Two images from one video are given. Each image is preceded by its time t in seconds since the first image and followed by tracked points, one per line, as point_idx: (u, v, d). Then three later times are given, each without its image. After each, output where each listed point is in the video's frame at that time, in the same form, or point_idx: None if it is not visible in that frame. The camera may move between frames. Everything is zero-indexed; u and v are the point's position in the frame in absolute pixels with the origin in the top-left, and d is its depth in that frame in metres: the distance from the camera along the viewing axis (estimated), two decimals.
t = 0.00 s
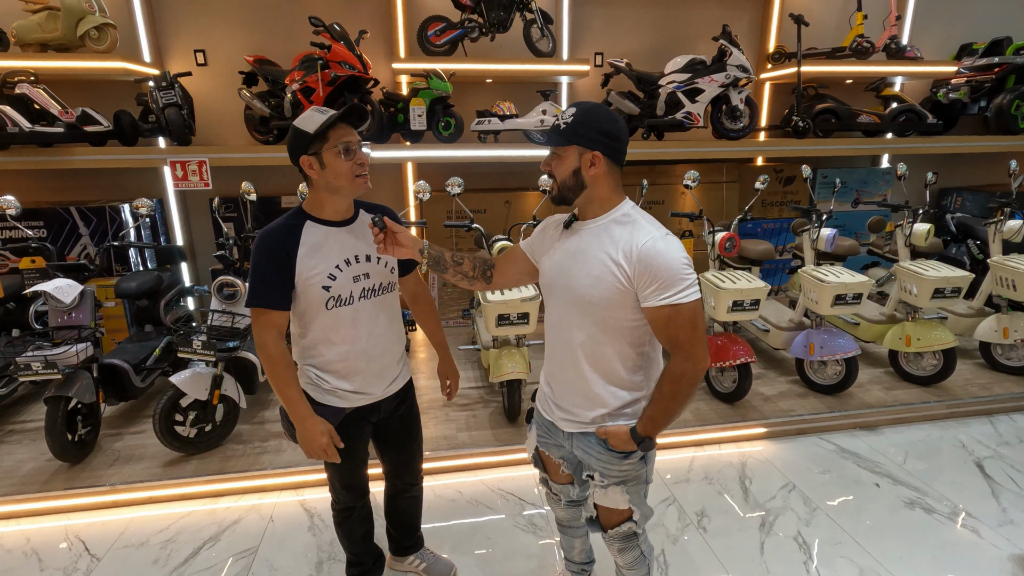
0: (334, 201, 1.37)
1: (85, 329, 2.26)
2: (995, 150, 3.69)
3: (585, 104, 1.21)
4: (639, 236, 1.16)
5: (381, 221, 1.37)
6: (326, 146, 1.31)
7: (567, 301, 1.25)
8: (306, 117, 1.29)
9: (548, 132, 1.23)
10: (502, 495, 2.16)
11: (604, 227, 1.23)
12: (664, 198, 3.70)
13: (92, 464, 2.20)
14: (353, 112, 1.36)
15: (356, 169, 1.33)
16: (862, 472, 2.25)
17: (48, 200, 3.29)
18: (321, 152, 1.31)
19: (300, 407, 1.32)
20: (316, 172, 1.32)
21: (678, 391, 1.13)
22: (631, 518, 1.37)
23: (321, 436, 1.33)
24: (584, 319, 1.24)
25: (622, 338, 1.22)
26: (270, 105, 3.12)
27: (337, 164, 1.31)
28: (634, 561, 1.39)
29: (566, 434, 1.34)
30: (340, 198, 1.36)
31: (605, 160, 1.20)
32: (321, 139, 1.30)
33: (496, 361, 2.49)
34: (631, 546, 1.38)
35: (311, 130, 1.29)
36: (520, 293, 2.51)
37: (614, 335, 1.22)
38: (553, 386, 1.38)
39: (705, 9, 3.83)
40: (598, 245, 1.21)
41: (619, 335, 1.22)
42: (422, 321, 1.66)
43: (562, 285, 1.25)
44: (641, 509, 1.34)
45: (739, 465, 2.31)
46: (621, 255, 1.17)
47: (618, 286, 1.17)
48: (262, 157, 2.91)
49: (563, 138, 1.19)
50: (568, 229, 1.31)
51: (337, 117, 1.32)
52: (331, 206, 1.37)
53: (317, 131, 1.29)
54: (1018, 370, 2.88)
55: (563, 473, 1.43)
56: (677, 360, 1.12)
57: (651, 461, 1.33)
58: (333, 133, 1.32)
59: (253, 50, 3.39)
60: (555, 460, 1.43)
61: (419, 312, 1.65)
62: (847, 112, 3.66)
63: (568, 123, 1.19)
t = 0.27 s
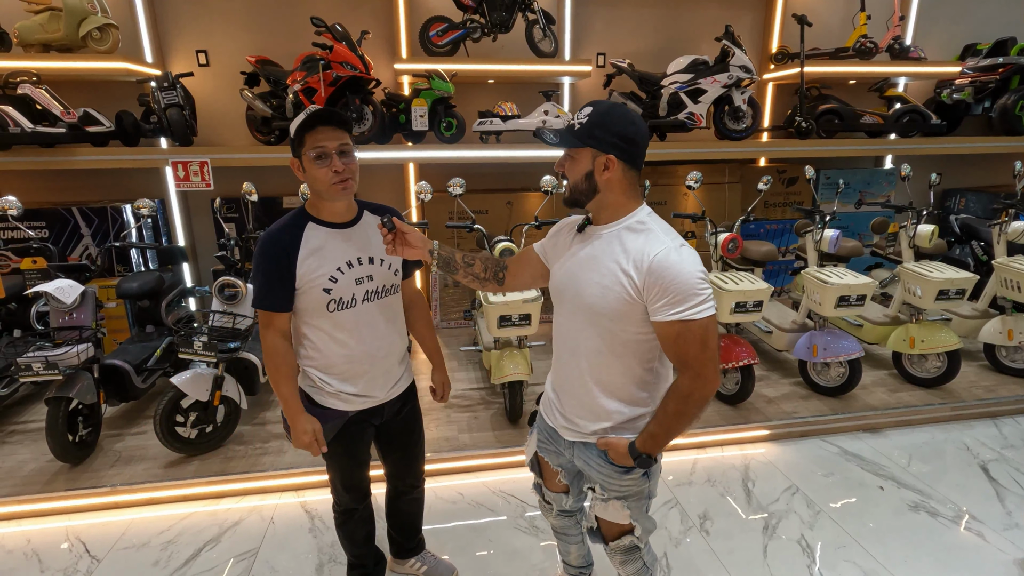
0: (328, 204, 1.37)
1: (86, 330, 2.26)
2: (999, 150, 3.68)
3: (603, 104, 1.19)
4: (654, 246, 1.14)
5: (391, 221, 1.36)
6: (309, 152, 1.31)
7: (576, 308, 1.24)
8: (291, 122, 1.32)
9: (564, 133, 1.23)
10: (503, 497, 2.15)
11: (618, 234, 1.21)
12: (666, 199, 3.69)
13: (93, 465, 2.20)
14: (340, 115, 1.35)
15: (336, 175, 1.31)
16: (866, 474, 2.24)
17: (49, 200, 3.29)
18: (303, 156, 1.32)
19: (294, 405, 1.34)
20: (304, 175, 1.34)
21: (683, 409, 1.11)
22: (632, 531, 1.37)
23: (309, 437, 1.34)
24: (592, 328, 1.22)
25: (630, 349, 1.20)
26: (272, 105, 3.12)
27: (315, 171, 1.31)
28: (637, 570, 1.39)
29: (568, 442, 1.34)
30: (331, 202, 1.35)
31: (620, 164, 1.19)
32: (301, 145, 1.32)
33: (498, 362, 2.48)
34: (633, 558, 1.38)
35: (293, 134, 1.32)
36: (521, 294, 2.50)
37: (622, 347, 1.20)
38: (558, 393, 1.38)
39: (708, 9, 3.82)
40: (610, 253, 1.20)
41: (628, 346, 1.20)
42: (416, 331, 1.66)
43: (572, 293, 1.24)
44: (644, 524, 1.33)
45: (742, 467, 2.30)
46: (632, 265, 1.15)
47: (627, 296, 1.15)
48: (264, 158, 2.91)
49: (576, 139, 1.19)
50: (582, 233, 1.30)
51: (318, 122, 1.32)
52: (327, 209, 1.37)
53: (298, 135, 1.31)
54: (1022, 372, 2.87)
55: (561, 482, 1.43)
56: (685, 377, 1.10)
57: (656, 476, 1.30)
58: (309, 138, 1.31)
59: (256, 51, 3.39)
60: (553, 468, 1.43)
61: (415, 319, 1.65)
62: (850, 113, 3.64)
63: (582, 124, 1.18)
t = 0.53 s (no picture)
0: (328, 206, 1.36)
1: (86, 331, 2.26)
2: (1000, 150, 3.68)
3: (602, 105, 1.19)
4: (650, 247, 1.14)
5: (387, 223, 1.34)
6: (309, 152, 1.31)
7: (573, 308, 1.24)
8: (289, 123, 1.31)
9: (563, 133, 1.22)
10: (503, 498, 2.15)
11: (615, 234, 1.21)
12: (667, 199, 3.69)
13: (93, 466, 2.20)
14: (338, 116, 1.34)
15: (337, 177, 1.31)
16: (867, 475, 2.24)
17: (50, 200, 3.29)
18: (303, 158, 1.32)
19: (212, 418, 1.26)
20: (303, 177, 1.34)
21: (677, 409, 1.11)
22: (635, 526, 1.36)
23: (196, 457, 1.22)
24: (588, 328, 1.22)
25: (626, 349, 1.20)
26: (272, 106, 3.12)
27: (315, 173, 1.30)
28: (641, 566, 1.38)
29: (566, 442, 1.34)
30: (331, 203, 1.35)
31: (619, 164, 1.18)
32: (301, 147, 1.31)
33: (499, 363, 2.48)
34: (637, 552, 1.37)
35: (292, 136, 1.30)
36: (521, 294, 2.50)
37: (619, 346, 1.20)
38: (555, 392, 1.37)
39: (709, 9, 3.81)
40: (607, 253, 1.19)
41: (624, 346, 1.20)
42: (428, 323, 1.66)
43: (568, 293, 1.24)
44: (645, 519, 1.32)
45: (743, 468, 2.30)
46: (629, 264, 1.15)
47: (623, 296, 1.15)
48: (264, 158, 2.90)
49: (575, 140, 1.19)
50: (579, 233, 1.30)
51: (318, 123, 1.31)
52: (327, 210, 1.37)
53: (297, 137, 1.30)
54: None
55: (563, 480, 1.41)
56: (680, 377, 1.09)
57: (653, 472, 1.30)
58: (309, 140, 1.31)
59: (256, 51, 3.39)
60: (554, 466, 1.42)
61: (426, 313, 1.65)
62: (851, 113, 3.64)
63: (581, 125, 1.18)
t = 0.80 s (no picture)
0: (332, 204, 1.36)
1: (86, 331, 2.26)
2: (1001, 151, 3.67)
3: (599, 105, 1.19)
4: (649, 245, 1.14)
5: (387, 223, 1.33)
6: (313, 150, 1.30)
7: (573, 308, 1.24)
8: (286, 126, 1.29)
9: (560, 135, 1.22)
10: (504, 498, 2.15)
11: (614, 233, 1.21)
12: (667, 199, 3.68)
13: (93, 466, 2.19)
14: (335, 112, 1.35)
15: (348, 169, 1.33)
16: (868, 476, 2.23)
17: (49, 200, 3.28)
18: (306, 159, 1.31)
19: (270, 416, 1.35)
20: (308, 178, 1.33)
21: (679, 405, 1.10)
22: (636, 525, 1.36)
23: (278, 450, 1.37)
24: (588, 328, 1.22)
25: (626, 347, 1.20)
26: (273, 106, 3.11)
27: (326, 170, 1.31)
28: (640, 566, 1.37)
29: (566, 440, 1.34)
30: (340, 200, 1.36)
31: (618, 164, 1.18)
32: (304, 146, 1.30)
33: (499, 363, 2.48)
34: (636, 552, 1.36)
35: (292, 139, 1.28)
36: (522, 294, 2.49)
37: (619, 345, 1.20)
38: (556, 392, 1.37)
39: (709, 9, 3.81)
40: (606, 252, 1.19)
41: (624, 345, 1.19)
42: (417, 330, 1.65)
43: (568, 292, 1.24)
44: (645, 517, 1.32)
45: (743, 469, 2.29)
46: (628, 263, 1.15)
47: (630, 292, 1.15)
48: (264, 158, 2.90)
49: (575, 141, 1.18)
50: (578, 233, 1.30)
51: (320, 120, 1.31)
52: (330, 209, 1.37)
53: (298, 139, 1.28)
54: None
55: (562, 478, 1.42)
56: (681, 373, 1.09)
57: (654, 470, 1.30)
58: (314, 139, 1.31)
59: (256, 51, 3.39)
60: (555, 465, 1.42)
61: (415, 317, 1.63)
62: (852, 113, 3.64)
63: (579, 126, 1.17)
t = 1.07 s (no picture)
0: (335, 205, 1.36)
1: (86, 330, 2.25)
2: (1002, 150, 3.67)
3: (608, 104, 1.21)
4: (647, 239, 1.16)
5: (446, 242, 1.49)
6: (316, 152, 1.30)
7: (574, 305, 1.24)
8: (290, 126, 1.28)
9: (576, 129, 1.19)
10: (504, 498, 2.14)
11: (612, 230, 1.22)
12: (668, 199, 3.68)
13: (93, 465, 2.19)
14: (337, 112, 1.34)
15: (347, 169, 1.32)
16: (868, 476, 2.23)
17: (49, 199, 3.28)
18: (311, 159, 1.30)
19: (298, 413, 1.31)
20: (311, 178, 1.32)
21: (681, 393, 1.12)
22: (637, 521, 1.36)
23: (313, 447, 1.32)
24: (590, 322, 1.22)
25: (627, 341, 1.21)
26: (272, 105, 3.11)
27: (329, 170, 1.31)
28: (641, 563, 1.38)
29: (566, 439, 1.33)
30: (344, 201, 1.36)
31: (632, 161, 1.23)
32: (308, 146, 1.30)
33: (500, 363, 2.48)
34: (638, 549, 1.37)
35: (297, 139, 1.28)
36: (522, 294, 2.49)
37: (620, 339, 1.21)
38: (554, 391, 1.36)
39: (709, 9, 3.81)
40: (606, 247, 1.20)
41: (626, 339, 1.21)
42: (419, 328, 1.64)
43: (569, 289, 1.24)
44: (647, 513, 1.32)
45: (744, 469, 2.29)
46: (628, 257, 1.16)
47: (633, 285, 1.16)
48: (264, 158, 2.90)
49: (600, 135, 1.16)
50: (573, 232, 1.30)
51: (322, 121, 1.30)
52: (331, 210, 1.36)
53: (303, 139, 1.28)
54: None
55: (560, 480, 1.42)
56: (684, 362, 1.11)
57: (654, 464, 1.31)
58: (319, 139, 1.31)
59: (256, 50, 3.38)
60: (552, 468, 1.41)
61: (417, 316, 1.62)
62: (852, 113, 3.64)
63: (603, 120, 1.16)
